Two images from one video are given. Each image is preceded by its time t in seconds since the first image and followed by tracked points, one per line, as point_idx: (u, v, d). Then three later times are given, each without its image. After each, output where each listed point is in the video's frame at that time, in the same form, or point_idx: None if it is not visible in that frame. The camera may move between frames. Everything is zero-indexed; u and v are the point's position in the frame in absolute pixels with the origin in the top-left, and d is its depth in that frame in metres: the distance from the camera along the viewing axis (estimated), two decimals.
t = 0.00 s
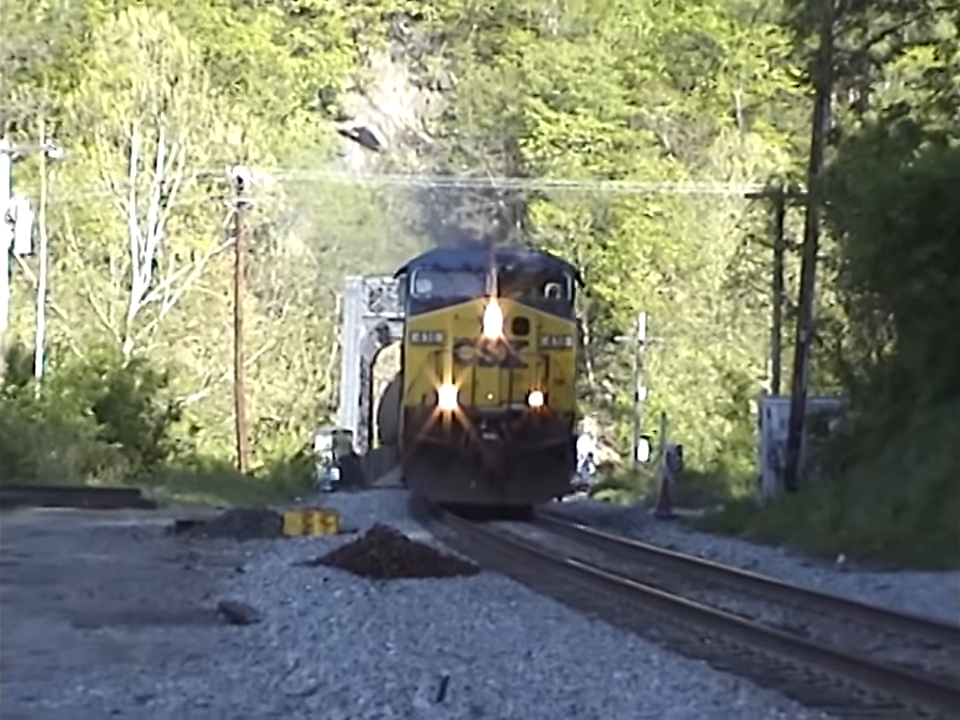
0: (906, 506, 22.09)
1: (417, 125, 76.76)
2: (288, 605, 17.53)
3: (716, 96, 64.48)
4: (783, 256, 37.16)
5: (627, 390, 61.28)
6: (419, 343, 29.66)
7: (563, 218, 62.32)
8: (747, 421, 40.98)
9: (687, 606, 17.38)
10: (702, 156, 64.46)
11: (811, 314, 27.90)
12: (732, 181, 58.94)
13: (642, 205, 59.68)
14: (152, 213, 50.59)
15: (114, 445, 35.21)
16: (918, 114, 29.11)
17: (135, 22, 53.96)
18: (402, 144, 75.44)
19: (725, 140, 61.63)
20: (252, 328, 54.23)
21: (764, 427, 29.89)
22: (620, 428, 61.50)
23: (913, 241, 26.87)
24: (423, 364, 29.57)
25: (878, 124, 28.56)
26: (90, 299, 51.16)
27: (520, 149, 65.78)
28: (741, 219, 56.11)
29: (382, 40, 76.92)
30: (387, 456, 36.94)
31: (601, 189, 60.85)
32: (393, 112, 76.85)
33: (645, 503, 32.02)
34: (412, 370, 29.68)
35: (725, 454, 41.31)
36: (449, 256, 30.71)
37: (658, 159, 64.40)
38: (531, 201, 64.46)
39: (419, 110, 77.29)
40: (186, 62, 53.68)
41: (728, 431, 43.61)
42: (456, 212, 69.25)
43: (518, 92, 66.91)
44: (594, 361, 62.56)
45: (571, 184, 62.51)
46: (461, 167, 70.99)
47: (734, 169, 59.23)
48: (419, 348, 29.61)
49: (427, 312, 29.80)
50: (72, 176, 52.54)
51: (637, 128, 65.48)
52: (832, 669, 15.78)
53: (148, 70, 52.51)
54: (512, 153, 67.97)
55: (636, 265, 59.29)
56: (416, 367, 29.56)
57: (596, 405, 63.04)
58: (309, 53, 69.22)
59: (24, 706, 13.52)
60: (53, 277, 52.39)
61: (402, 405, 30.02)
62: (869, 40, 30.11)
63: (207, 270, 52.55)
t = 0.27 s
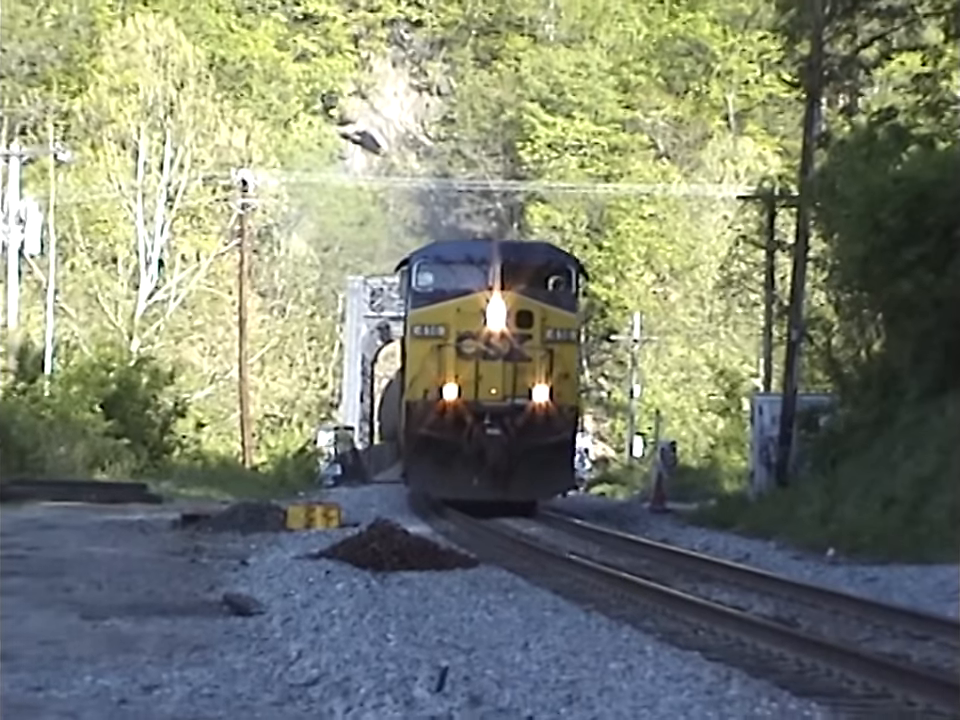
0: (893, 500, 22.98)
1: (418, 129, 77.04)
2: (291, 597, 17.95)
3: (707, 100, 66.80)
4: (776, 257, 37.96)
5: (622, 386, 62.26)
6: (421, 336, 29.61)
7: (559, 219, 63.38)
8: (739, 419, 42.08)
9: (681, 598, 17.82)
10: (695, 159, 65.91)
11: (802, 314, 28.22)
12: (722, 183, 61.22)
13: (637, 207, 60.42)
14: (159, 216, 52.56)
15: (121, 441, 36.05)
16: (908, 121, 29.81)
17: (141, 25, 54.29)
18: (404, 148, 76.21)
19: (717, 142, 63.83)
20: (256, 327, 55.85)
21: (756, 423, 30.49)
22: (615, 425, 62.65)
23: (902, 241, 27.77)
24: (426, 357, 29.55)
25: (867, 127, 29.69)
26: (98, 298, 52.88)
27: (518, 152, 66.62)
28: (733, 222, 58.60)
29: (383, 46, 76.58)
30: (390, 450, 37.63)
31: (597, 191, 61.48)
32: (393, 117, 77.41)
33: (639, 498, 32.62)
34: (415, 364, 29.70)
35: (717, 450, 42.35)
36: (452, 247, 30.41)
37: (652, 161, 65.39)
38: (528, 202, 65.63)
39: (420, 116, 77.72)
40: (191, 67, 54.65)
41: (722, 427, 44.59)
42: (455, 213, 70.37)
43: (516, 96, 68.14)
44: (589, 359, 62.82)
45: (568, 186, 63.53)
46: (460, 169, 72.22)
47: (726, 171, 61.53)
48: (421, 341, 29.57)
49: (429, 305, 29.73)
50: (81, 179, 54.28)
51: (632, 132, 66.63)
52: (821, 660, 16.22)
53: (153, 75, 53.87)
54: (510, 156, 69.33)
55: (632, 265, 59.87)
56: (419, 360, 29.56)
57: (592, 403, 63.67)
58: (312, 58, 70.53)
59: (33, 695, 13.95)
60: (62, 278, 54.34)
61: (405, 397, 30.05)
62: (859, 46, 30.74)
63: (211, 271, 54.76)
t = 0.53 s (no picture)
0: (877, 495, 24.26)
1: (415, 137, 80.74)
2: (294, 589, 18.52)
3: (698, 108, 68.42)
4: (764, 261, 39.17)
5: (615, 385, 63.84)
6: (424, 331, 28.45)
7: (552, 223, 63.77)
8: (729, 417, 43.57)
9: (673, 591, 18.39)
10: (687, 166, 68.23)
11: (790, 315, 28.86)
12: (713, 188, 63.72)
13: (629, 212, 61.76)
14: (167, 219, 53.61)
15: (129, 438, 37.02)
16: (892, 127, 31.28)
17: (149, 37, 57.17)
18: (404, 154, 79.81)
19: (707, 149, 66.74)
20: (260, 329, 56.87)
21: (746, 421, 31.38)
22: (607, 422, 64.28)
23: (886, 245, 28.94)
24: (428, 353, 28.37)
25: (852, 135, 30.92)
26: (106, 300, 53.90)
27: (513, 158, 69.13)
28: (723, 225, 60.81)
29: (382, 54, 81.12)
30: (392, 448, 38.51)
31: (591, 197, 62.46)
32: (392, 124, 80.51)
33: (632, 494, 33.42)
34: (416, 359, 28.52)
35: (707, 447, 43.77)
36: (454, 241, 29.74)
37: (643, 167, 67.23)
38: (525, 208, 66.48)
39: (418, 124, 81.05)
40: (197, 75, 57.11)
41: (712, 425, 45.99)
42: (453, 218, 72.22)
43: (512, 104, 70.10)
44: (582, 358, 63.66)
45: (564, 192, 63.77)
46: (459, 176, 74.10)
47: (716, 176, 64.13)
48: (423, 337, 28.40)
49: (431, 299, 28.65)
50: (91, 185, 55.79)
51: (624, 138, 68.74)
52: (809, 651, 16.75)
53: (161, 84, 55.96)
54: (506, 163, 71.37)
55: (624, 268, 61.35)
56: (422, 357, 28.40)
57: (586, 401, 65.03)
58: (314, 67, 72.59)
59: (45, 684, 14.48)
60: (72, 281, 55.60)
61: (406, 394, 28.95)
62: (845, 55, 32.21)
63: (216, 273, 55.80)
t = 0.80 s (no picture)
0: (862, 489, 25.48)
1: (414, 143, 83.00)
2: (298, 581, 19.14)
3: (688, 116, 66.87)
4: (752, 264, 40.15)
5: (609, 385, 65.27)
6: (429, 326, 29.18)
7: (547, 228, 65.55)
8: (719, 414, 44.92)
9: (663, 583, 19.03)
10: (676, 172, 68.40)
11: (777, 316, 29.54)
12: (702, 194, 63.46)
13: (621, 217, 63.91)
14: (173, 224, 55.53)
15: (137, 436, 37.91)
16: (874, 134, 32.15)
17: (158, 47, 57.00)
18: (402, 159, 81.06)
19: (695, 156, 65.62)
20: (263, 329, 59.49)
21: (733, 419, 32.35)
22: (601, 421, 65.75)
23: (870, 248, 29.62)
24: (433, 348, 29.08)
25: (837, 142, 31.79)
26: (117, 302, 56.05)
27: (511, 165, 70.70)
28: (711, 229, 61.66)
29: (383, 65, 79.40)
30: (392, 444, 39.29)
31: (584, 200, 64.07)
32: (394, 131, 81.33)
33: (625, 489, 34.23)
34: (421, 354, 29.23)
35: (697, 444, 45.09)
36: (459, 236, 30.46)
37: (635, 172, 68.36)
38: (519, 212, 67.79)
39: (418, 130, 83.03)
40: (204, 86, 57.27)
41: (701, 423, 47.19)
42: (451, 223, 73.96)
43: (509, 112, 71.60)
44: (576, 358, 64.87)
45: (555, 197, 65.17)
46: (456, 182, 76.44)
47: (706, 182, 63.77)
48: (429, 331, 29.12)
49: (437, 294, 29.40)
50: (101, 190, 57.35)
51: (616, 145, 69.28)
52: (796, 641, 17.38)
53: (168, 92, 56.75)
54: (502, 168, 73.17)
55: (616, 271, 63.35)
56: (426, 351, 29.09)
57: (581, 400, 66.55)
58: (317, 78, 72.40)
59: (57, 674, 15.07)
60: (83, 284, 57.60)
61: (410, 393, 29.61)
62: (830, 65, 33.13)
63: (222, 275, 57.81)
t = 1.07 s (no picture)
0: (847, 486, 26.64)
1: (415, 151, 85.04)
2: (300, 575, 19.78)
3: (679, 125, 67.36)
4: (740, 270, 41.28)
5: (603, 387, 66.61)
6: (434, 322, 29.14)
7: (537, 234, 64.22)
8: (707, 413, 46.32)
9: (655, 578, 19.70)
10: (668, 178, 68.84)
11: (764, 319, 30.26)
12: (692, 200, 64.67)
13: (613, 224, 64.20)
14: (180, 229, 56.61)
15: (146, 435, 38.98)
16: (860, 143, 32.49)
17: (166, 58, 58.09)
18: (401, 168, 83.88)
19: (687, 164, 66.73)
20: (268, 332, 61.44)
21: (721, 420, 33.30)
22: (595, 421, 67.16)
23: (855, 252, 30.36)
24: (439, 344, 29.01)
25: (823, 150, 32.01)
26: (126, 305, 57.93)
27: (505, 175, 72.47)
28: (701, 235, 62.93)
29: (383, 76, 82.70)
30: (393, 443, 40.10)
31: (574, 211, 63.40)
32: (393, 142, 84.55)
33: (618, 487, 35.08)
34: (426, 351, 29.16)
35: (686, 443, 46.46)
36: (465, 231, 30.47)
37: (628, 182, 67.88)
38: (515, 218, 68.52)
39: (417, 139, 85.00)
40: (209, 95, 58.50)
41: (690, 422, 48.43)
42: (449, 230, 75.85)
43: (505, 121, 73.17)
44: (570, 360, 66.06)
45: (551, 205, 64.82)
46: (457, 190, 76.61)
47: (696, 190, 64.79)
48: (434, 327, 29.08)
49: (442, 290, 29.37)
50: (110, 197, 59.41)
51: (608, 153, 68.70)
52: (782, 633, 18.03)
53: (175, 102, 57.69)
54: (499, 175, 75.13)
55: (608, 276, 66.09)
56: (432, 347, 29.01)
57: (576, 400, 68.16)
58: (320, 87, 75.05)
59: (68, 665, 15.64)
60: (93, 286, 59.79)
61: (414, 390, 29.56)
62: (815, 76, 33.67)
63: (228, 280, 60.13)
